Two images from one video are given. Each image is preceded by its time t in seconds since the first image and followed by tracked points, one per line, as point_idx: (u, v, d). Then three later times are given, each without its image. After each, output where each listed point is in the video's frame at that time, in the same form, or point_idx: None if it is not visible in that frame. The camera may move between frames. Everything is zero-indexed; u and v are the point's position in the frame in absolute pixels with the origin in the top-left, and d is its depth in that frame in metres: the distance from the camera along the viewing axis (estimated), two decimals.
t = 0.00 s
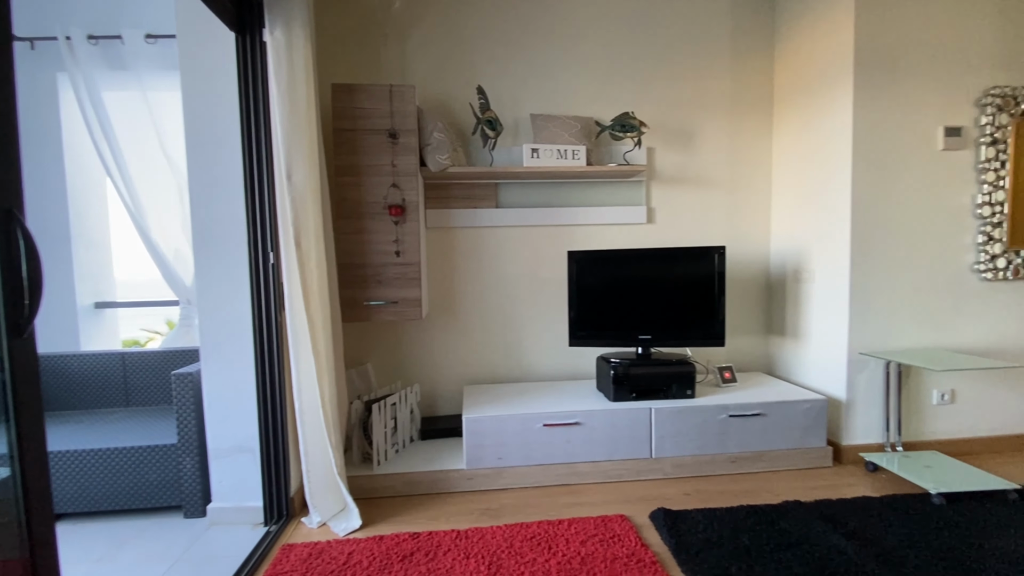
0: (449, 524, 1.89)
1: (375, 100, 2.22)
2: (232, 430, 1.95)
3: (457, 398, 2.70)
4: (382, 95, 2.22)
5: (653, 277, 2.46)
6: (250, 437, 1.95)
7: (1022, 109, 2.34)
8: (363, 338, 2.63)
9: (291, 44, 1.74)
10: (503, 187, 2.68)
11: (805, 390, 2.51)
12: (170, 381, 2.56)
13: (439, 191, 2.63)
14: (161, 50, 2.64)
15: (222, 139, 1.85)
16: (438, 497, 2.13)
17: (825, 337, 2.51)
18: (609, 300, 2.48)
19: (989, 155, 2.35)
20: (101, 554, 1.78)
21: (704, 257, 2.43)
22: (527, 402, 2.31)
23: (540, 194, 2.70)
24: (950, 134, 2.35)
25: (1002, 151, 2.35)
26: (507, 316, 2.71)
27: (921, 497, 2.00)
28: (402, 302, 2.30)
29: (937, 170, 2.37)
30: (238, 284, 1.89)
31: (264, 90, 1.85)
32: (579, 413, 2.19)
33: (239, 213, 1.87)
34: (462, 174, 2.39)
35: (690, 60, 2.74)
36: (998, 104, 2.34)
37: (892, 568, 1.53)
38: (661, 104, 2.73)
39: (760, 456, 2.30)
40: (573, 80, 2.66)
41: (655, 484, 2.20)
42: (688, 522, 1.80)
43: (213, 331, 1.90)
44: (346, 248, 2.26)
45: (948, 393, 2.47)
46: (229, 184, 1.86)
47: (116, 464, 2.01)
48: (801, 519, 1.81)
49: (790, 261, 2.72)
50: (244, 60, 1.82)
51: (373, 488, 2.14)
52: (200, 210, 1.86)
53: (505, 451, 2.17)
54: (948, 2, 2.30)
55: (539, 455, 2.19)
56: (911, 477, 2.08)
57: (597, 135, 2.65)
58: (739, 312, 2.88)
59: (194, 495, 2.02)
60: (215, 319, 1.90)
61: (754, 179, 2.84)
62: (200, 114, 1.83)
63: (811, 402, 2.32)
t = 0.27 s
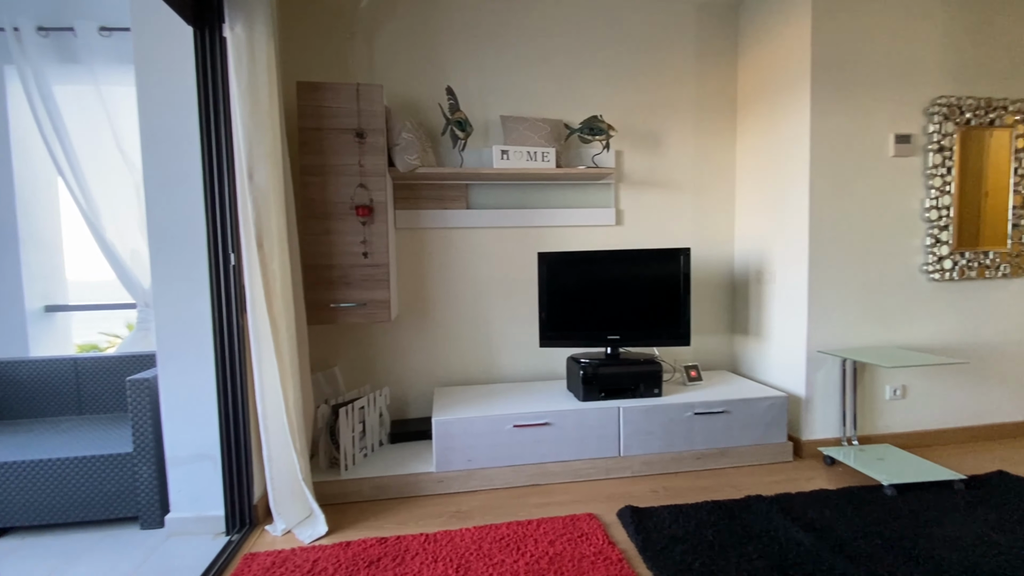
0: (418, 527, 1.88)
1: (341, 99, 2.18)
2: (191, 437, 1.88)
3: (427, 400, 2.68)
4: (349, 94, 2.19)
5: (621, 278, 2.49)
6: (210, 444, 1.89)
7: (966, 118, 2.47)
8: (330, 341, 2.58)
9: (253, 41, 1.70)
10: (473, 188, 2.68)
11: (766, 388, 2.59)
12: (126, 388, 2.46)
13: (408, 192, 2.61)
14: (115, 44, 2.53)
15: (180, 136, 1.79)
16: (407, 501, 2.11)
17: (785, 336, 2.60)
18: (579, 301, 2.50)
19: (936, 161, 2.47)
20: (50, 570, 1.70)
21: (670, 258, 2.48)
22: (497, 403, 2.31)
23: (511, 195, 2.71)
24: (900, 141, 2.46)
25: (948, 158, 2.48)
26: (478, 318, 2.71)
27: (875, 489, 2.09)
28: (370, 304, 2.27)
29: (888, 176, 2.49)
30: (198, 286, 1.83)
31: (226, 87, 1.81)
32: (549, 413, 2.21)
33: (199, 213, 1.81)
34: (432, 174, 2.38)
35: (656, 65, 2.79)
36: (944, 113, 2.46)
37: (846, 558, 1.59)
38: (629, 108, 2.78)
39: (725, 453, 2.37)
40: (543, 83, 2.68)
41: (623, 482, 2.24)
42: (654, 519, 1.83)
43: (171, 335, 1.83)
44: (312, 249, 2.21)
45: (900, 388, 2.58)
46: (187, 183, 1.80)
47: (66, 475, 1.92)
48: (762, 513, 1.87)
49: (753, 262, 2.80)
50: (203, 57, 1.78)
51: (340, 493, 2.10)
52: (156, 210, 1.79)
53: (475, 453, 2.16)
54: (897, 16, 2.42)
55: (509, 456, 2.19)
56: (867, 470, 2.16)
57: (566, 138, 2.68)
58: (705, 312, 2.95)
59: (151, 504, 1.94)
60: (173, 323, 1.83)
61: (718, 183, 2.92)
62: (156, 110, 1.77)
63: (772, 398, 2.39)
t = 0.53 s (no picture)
0: (388, 533, 1.85)
1: (307, 97, 2.14)
2: (148, 446, 1.80)
3: (398, 403, 2.65)
4: (315, 93, 2.15)
5: (591, 280, 2.52)
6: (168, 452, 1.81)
7: (916, 126, 2.59)
8: (298, 344, 2.52)
9: (213, 38, 1.66)
10: (444, 189, 2.66)
11: (731, 386, 2.66)
12: (78, 396, 2.35)
13: (378, 193, 2.58)
14: (66, 36, 2.41)
15: (135, 134, 1.72)
16: (377, 506, 2.08)
17: (749, 335, 2.67)
18: (549, 303, 2.52)
19: (888, 167, 2.59)
20: None
21: (639, 260, 2.53)
22: (468, 405, 2.30)
23: (482, 197, 2.71)
24: (855, 148, 2.57)
25: (899, 164, 2.60)
26: (449, 320, 2.70)
27: (833, 482, 2.17)
28: (338, 307, 2.23)
29: (844, 181, 2.59)
30: (155, 289, 1.76)
31: (185, 84, 1.76)
32: (520, 415, 2.21)
33: (156, 213, 1.75)
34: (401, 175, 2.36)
35: (625, 70, 2.84)
36: (896, 121, 2.58)
37: (805, 550, 1.65)
38: (598, 112, 2.81)
39: (692, 450, 2.42)
40: (513, 85, 2.69)
41: (594, 482, 2.26)
42: (623, 517, 1.86)
43: (126, 341, 1.76)
44: (277, 250, 2.16)
45: (856, 385, 2.69)
46: (144, 183, 1.73)
47: (12, 489, 1.82)
48: (726, 509, 1.92)
49: (719, 264, 2.88)
50: (161, 53, 1.73)
51: (307, 500, 2.06)
52: (110, 211, 1.71)
53: (445, 456, 2.15)
54: (852, 28, 2.52)
55: (480, 459, 2.19)
56: (825, 464, 2.25)
57: (537, 140, 2.69)
58: (673, 313, 3.01)
59: (106, 517, 1.86)
60: (128, 328, 1.76)
61: (685, 186, 2.98)
62: (110, 107, 1.70)
63: (737, 396, 2.46)
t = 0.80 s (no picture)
0: (357, 540, 1.82)
1: (274, 96, 2.09)
2: (103, 458, 1.72)
3: (369, 408, 2.61)
4: (282, 92, 2.10)
5: (563, 282, 2.54)
6: (125, 463, 1.73)
7: (872, 134, 2.70)
8: (265, 349, 2.46)
9: (173, 33, 1.61)
10: (416, 191, 2.64)
11: (700, 386, 2.71)
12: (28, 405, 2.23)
13: (348, 194, 2.53)
14: (16, 27, 2.30)
15: (90, 131, 1.65)
16: (346, 514, 2.05)
17: (717, 336, 2.74)
18: (522, 305, 2.52)
19: (847, 173, 2.69)
20: None
21: (610, 263, 2.56)
22: (440, 409, 2.29)
23: (454, 199, 2.70)
24: (816, 154, 2.66)
25: (857, 170, 2.71)
26: (421, 323, 2.67)
27: (796, 478, 2.24)
28: (306, 310, 2.18)
29: (806, 186, 2.68)
30: (110, 292, 1.69)
31: (144, 82, 1.72)
32: (492, 417, 2.21)
33: (112, 214, 1.68)
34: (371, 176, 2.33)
35: (596, 75, 2.87)
36: (854, 129, 2.68)
37: (769, 545, 1.69)
38: (570, 116, 2.84)
39: (662, 450, 2.46)
40: (485, 88, 2.69)
41: (566, 483, 2.27)
42: (594, 518, 1.88)
43: (79, 346, 1.68)
44: (242, 253, 2.10)
45: (819, 383, 2.78)
46: (98, 182, 1.66)
47: None
48: (695, 507, 1.96)
49: (688, 266, 2.94)
50: (117, 49, 1.68)
51: (274, 509, 2.01)
52: (62, 210, 1.63)
53: (417, 461, 2.13)
54: (813, 38, 2.61)
55: (452, 463, 2.17)
56: (789, 461, 2.32)
57: (509, 143, 2.70)
58: (644, 314, 3.06)
59: (59, 532, 1.77)
60: (82, 333, 1.68)
61: (655, 190, 3.04)
62: (62, 102, 1.63)
63: (705, 396, 2.52)
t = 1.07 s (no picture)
0: (328, 547, 1.79)
1: (241, 93, 2.04)
2: (58, 467, 1.63)
3: (341, 411, 2.57)
4: (250, 89, 2.05)
5: (538, 283, 2.54)
6: (83, 472, 1.65)
7: (836, 140, 2.79)
8: (233, 352, 2.40)
9: (133, 28, 1.56)
10: (389, 191, 2.61)
11: (673, 385, 2.75)
12: None
13: (319, 194, 2.49)
14: None
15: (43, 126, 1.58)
16: (317, 520, 2.00)
17: (689, 336, 2.78)
18: (497, 306, 2.52)
19: (813, 177, 2.77)
20: None
21: (584, 264, 2.58)
22: (414, 412, 2.26)
23: (429, 200, 2.68)
24: (783, 158, 2.73)
25: (822, 174, 2.79)
26: (395, 325, 2.64)
27: (765, 475, 2.29)
28: (274, 313, 2.13)
29: (774, 190, 2.75)
30: (65, 294, 1.61)
31: (102, 79, 1.67)
32: (467, 419, 2.19)
33: (67, 213, 1.61)
34: (343, 176, 2.29)
35: (571, 77, 2.89)
36: (819, 134, 2.76)
37: (739, 541, 1.72)
38: (545, 118, 2.85)
39: (636, 449, 2.48)
40: (460, 88, 2.68)
41: (541, 484, 2.27)
42: (568, 518, 1.88)
43: (31, 351, 1.60)
44: (208, 253, 2.04)
45: (787, 381, 2.86)
46: (52, 179, 1.58)
47: None
48: (667, 504, 1.98)
49: (661, 267, 2.98)
50: (73, 42, 1.61)
51: (242, 517, 1.95)
52: (12, 208, 1.55)
53: (390, 465, 2.10)
54: (780, 45, 2.69)
55: (426, 466, 2.15)
56: (759, 458, 2.37)
57: (484, 144, 2.70)
58: (618, 315, 3.09)
59: (13, 544, 1.68)
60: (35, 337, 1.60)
61: (629, 192, 3.07)
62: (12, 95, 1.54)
63: (678, 395, 2.55)
